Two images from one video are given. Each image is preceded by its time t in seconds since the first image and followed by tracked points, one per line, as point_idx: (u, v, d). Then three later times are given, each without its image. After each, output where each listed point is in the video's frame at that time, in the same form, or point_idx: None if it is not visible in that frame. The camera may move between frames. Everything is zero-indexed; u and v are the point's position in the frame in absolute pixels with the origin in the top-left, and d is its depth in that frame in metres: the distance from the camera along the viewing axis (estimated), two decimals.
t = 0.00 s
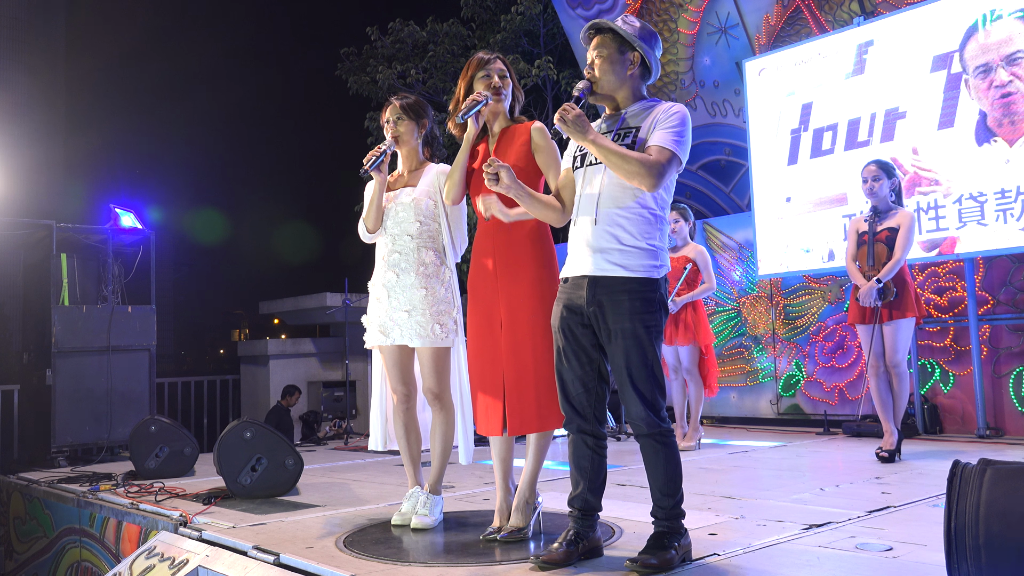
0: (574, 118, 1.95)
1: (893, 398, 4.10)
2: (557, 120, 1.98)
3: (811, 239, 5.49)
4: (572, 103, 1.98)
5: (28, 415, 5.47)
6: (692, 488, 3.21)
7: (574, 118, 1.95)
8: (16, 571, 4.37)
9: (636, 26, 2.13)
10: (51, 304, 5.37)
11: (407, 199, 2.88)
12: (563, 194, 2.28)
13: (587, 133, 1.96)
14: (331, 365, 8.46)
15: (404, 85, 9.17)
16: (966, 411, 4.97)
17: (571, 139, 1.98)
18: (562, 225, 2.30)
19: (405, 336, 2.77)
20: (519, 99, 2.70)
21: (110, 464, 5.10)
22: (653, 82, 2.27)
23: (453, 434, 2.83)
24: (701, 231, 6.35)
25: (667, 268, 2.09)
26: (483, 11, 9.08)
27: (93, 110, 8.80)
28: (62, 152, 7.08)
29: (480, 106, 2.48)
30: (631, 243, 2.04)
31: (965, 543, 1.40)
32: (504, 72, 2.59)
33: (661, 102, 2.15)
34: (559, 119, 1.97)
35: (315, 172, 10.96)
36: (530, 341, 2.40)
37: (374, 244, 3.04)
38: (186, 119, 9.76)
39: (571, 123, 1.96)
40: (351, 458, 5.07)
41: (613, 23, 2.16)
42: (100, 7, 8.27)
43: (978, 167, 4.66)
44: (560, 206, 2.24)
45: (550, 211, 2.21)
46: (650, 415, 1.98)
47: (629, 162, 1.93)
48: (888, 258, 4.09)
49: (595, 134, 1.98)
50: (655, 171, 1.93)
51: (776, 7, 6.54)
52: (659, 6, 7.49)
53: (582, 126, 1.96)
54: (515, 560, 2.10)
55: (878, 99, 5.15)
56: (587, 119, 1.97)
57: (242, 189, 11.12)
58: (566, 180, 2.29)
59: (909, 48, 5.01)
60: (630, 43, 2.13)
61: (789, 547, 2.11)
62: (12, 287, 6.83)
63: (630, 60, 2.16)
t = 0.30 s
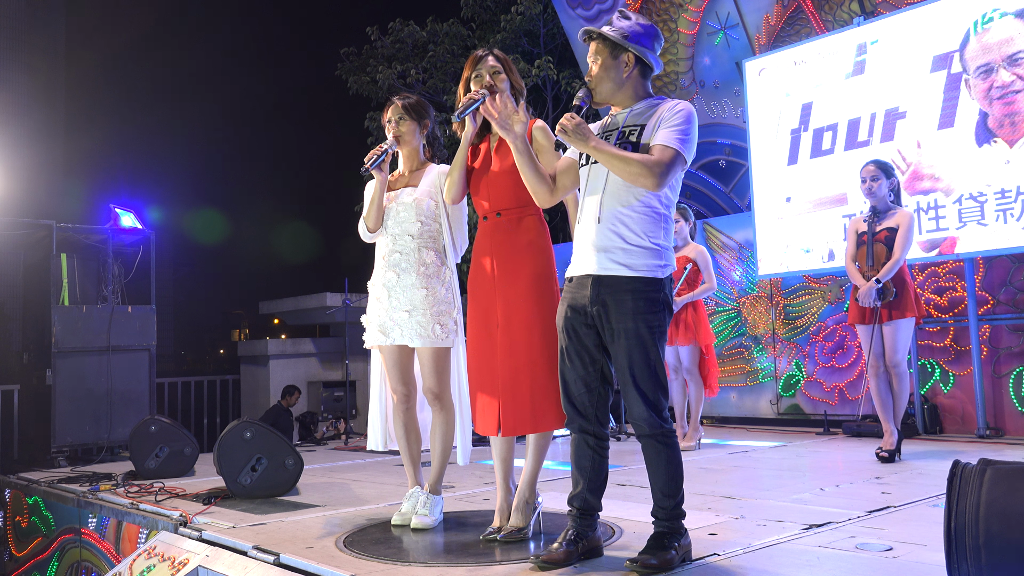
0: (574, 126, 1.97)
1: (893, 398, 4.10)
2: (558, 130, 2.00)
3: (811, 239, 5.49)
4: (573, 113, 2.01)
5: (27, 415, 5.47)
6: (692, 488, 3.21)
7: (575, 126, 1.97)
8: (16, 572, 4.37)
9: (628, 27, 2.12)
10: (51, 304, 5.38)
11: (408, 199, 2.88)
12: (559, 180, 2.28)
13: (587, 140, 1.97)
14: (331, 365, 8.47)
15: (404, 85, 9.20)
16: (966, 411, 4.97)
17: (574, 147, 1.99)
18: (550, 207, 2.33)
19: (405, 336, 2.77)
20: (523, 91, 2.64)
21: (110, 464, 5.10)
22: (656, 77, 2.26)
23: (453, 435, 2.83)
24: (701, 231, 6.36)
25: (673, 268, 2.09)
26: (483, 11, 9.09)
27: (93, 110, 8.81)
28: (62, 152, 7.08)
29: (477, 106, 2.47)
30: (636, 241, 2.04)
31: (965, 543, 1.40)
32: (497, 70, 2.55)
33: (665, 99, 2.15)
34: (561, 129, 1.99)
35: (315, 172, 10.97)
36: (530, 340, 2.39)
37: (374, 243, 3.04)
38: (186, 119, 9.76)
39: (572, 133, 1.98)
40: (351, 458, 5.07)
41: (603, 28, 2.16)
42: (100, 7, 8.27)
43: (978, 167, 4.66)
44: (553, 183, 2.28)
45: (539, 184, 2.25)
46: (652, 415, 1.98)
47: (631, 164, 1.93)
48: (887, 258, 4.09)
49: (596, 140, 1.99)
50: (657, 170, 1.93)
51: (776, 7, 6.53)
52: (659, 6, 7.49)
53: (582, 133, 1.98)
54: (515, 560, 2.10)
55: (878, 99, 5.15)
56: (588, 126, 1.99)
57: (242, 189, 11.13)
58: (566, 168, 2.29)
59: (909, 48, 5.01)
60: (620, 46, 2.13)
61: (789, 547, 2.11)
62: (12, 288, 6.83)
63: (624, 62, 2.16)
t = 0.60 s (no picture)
0: (582, 118, 1.98)
1: (893, 398, 4.10)
2: (566, 122, 2.02)
3: (811, 239, 5.49)
4: (582, 104, 2.02)
5: (27, 415, 5.47)
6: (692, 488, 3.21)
7: (582, 118, 1.98)
8: (17, 571, 4.37)
9: (645, 19, 2.13)
10: (51, 304, 5.38)
11: (408, 199, 2.89)
12: (574, 182, 2.29)
13: (595, 132, 1.98)
14: (331, 365, 8.48)
15: (404, 85, 9.22)
16: (966, 411, 4.97)
17: (580, 139, 2.00)
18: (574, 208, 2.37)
19: (405, 336, 2.77)
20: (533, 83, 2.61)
21: (110, 464, 5.10)
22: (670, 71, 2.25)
23: (453, 435, 2.82)
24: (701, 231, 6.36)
25: (687, 265, 2.08)
26: (483, 11, 9.10)
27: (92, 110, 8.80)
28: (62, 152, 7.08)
29: (472, 103, 2.52)
30: (646, 240, 2.04)
31: (965, 543, 1.40)
32: (497, 68, 2.54)
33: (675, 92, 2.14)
34: (568, 121, 2.00)
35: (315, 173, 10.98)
36: (530, 340, 2.39)
37: (374, 243, 3.04)
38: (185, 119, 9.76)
39: (580, 125, 1.99)
40: (351, 458, 5.07)
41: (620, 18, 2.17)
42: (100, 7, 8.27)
43: (978, 167, 4.66)
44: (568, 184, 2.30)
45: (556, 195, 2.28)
46: (663, 413, 1.98)
47: (635, 158, 1.93)
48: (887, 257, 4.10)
49: (603, 134, 1.99)
50: (662, 166, 1.92)
51: (776, 7, 6.53)
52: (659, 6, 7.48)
53: (590, 125, 1.98)
54: (514, 560, 2.10)
55: (878, 99, 5.15)
56: (596, 119, 1.99)
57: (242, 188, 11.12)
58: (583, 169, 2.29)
59: (909, 47, 5.00)
60: (637, 37, 2.13)
61: (788, 547, 2.11)
62: (12, 287, 6.83)
63: (639, 53, 2.16)
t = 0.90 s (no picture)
0: (585, 134, 1.99)
1: (893, 398, 4.10)
2: (568, 139, 2.03)
3: (811, 239, 5.49)
4: (583, 119, 2.02)
5: (27, 415, 5.47)
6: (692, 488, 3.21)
7: (584, 135, 1.99)
8: (17, 571, 4.37)
9: (628, 25, 2.14)
10: (51, 304, 5.38)
11: (409, 199, 2.89)
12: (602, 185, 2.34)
13: (596, 147, 1.99)
14: (331, 364, 8.49)
15: (404, 85, 9.23)
16: (966, 411, 4.97)
17: (584, 155, 2.01)
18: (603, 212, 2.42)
19: (406, 336, 2.77)
20: (536, 82, 2.59)
21: (110, 464, 5.10)
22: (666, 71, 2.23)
23: (453, 435, 2.82)
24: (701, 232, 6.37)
25: (704, 265, 2.07)
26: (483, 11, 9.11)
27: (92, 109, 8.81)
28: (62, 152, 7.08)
29: (473, 104, 2.58)
30: (659, 242, 2.06)
31: (965, 543, 1.40)
32: (499, 70, 2.53)
33: (674, 93, 2.13)
34: (570, 139, 2.01)
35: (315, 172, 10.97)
36: (531, 341, 2.38)
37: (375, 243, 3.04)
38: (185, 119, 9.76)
39: (581, 141, 2.00)
40: (351, 458, 5.07)
41: (605, 29, 2.18)
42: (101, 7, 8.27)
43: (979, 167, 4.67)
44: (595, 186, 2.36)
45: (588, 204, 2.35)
46: (675, 414, 1.99)
47: (633, 171, 1.95)
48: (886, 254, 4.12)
49: (606, 148, 2.01)
50: (661, 176, 1.92)
51: (776, 7, 6.53)
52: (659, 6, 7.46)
53: (592, 140, 1.99)
54: (515, 560, 2.10)
55: (878, 99, 5.15)
56: (598, 133, 2.00)
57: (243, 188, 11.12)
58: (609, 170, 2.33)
59: (909, 47, 5.00)
60: (622, 49, 2.15)
61: (789, 548, 2.11)
62: (11, 288, 6.83)
63: (630, 62, 2.17)
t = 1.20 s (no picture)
0: (588, 113, 1.97)
1: (893, 398, 4.10)
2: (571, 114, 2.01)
3: (811, 239, 5.48)
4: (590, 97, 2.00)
5: (27, 415, 5.48)
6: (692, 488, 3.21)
7: (589, 113, 1.97)
8: (16, 571, 4.37)
9: (666, 19, 2.13)
10: (51, 304, 5.38)
11: (408, 199, 2.89)
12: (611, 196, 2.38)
13: (597, 127, 1.98)
14: (331, 364, 8.48)
15: (404, 85, 9.24)
16: (966, 410, 4.98)
17: (583, 134, 2.00)
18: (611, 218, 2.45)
19: (406, 336, 2.77)
20: (537, 82, 2.59)
21: (110, 464, 5.10)
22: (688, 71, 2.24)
23: (453, 435, 2.82)
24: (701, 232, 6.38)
25: (701, 266, 2.07)
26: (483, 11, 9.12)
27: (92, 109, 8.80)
28: (62, 152, 7.08)
29: (475, 104, 2.53)
30: (654, 242, 2.06)
31: (966, 543, 1.40)
32: (500, 70, 2.54)
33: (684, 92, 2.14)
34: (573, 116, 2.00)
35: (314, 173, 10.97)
36: (533, 341, 2.39)
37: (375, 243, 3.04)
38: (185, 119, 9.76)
39: (585, 119, 1.98)
40: (351, 458, 5.07)
41: (643, 16, 2.17)
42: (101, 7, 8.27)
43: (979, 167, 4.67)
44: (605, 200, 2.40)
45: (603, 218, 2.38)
46: (672, 415, 1.99)
47: (628, 156, 1.94)
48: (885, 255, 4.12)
49: (606, 130, 2.00)
50: (653, 167, 1.92)
51: (776, 7, 6.52)
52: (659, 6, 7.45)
53: (595, 120, 1.98)
54: (515, 560, 2.10)
55: (879, 99, 5.15)
56: (602, 114, 1.99)
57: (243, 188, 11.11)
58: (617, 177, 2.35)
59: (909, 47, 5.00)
60: (654, 35, 2.14)
61: (789, 548, 2.11)
62: (12, 288, 6.83)
63: (654, 51, 2.16)
